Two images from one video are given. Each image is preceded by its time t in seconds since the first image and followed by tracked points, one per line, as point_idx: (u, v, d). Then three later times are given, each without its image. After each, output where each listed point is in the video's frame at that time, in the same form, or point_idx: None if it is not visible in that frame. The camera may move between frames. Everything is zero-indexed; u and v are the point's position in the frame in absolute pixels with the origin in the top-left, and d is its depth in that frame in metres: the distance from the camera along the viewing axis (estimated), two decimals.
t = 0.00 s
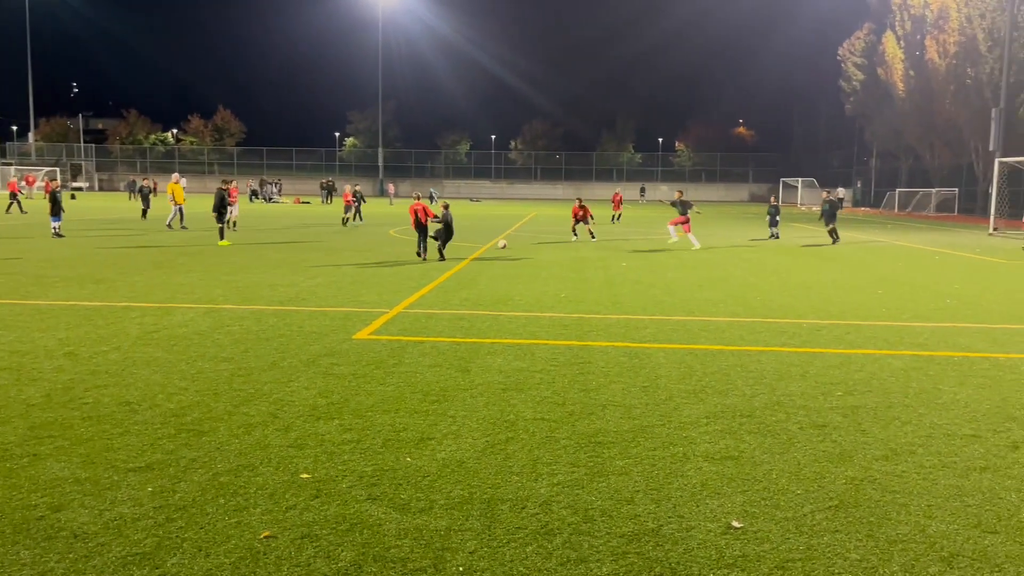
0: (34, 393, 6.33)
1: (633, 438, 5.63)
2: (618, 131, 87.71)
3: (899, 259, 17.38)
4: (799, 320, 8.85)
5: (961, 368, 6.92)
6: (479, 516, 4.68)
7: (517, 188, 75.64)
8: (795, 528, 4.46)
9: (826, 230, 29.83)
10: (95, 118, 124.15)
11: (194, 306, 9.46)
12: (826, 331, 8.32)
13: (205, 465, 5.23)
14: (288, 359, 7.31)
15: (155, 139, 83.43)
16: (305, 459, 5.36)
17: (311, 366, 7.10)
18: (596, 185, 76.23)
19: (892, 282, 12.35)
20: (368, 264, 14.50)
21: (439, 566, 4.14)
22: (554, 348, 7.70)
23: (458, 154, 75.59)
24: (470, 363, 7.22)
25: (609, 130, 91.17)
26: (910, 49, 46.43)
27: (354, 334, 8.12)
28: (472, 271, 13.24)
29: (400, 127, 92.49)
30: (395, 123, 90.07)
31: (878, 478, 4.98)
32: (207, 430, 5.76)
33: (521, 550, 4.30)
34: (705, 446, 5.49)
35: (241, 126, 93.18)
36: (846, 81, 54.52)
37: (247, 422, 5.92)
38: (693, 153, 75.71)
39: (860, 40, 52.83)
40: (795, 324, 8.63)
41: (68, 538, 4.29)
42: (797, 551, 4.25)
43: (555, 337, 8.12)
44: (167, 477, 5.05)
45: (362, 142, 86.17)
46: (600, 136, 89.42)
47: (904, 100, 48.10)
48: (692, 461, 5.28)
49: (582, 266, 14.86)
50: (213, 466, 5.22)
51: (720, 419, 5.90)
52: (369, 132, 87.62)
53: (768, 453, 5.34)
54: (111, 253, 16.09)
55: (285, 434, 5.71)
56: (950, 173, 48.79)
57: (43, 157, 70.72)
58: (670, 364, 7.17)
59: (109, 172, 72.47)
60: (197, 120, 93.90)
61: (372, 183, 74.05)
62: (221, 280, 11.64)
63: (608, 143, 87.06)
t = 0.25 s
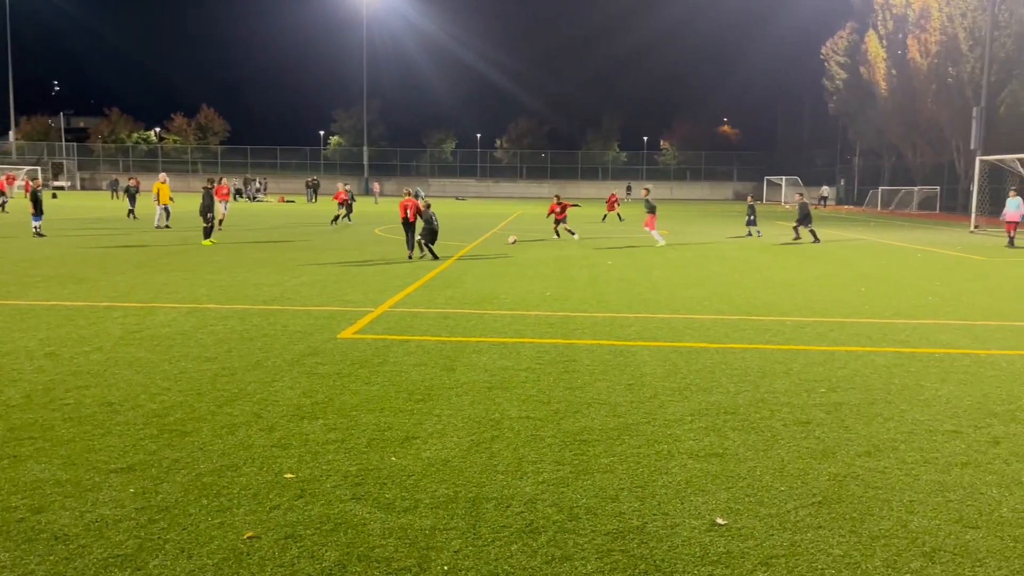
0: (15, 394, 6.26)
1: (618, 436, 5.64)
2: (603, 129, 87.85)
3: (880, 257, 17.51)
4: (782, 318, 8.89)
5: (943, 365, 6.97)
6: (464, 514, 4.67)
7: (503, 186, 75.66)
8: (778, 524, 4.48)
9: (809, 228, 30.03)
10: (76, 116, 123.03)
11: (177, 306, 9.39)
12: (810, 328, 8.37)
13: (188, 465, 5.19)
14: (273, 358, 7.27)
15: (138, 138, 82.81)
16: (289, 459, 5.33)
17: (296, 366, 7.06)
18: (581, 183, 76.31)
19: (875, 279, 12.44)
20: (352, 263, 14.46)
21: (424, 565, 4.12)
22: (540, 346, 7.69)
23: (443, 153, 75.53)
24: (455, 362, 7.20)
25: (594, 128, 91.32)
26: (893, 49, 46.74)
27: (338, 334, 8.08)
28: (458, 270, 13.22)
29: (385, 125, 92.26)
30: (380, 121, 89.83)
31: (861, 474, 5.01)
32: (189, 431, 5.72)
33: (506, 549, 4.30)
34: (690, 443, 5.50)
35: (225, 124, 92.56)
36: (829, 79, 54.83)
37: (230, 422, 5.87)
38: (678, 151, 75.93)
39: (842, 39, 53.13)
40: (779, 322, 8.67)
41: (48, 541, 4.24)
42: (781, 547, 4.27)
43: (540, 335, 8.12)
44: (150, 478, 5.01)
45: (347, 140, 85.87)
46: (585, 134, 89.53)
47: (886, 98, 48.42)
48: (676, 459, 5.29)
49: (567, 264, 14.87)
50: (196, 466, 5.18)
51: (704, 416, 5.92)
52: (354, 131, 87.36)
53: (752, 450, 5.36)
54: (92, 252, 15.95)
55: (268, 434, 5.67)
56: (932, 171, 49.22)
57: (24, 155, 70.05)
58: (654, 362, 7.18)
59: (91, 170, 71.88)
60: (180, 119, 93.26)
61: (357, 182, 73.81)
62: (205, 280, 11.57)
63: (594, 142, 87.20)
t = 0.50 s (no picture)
0: None
1: (601, 433, 5.65)
2: (586, 127, 87.99)
3: (859, 254, 17.66)
4: (762, 314, 8.96)
5: (921, 360, 7.05)
6: (447, 513, 4.66)
7: (485, 185, 75.66)
8: (760, 520, 4.51)
9: (789, 225, 30.22)
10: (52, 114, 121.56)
11: (157, 305, 9.30)
12: (790, 325, 8.43)
13: (167, 466, 5.14)
14: (254, 357, 7.22)
15: (116, 136, 81.94)
16: (270, 459, 5.29)
17: (277, 365, 7.02)
18: (563, 181, 76.48)
19: (854, 276, 12.56)
20: (333, 261, 14.40)
21: (406, 564, 4.11)
22: (522, 344, 7.70)
23: (425, 151, 75.36)
24: (437, 360, 7.19)
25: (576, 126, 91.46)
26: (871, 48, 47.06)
27: (320, 333, 8.04)
28: (440, 268, 13.21)
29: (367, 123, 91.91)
30: (362, 119, 89.45)
31: (842, 469, 5.05)
32: (169, 431, 5.66)
33: (489, 547, 4.29)
34: (672, 440, 5.52)
35: (204, 123, 91.74)
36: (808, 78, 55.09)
37: (211, 422, 5.83)
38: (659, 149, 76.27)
39: (822, 38, 53.46)
40: (759, 319, 8.73)
41: (26, 543, 4.19)
42: (762, 543, 4.29)
43: (523, 333, 8.12)
44: (129, 479, 4.96)
45: (328, 138, 85.43)
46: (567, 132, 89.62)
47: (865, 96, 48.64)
48: (658, 455, 5.32)
49: (548, 262, 14.88)
50: (176, 467, 5.13)
51: (686, 413, 5.94)
52: (335, 128, 86.92)
53: (733, 446, 5.40)
54: (69, 252, 15.76)
55: (249, 433, 5.64)
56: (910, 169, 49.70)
57: None
58: (637, 359, 7.20)
59: (68, 169, 71.15)
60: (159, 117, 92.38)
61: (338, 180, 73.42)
62: (185, 279, 11.47)
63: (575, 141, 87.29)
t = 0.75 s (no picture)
0: None
1: (585, 431, 5.65)
2: (569, 126, 88.01)
3: (840, 251, 17.81)
4: (745, 312, 9.01)
5: (901, 357, 7.11)
6: (430, 512, 4.64)
7: (468, 183, 75.71)
8: (743, 516, 4.53)
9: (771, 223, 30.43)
10: (30, 112, 120.19)
11: (137, 305, 9.22)
12: (772, 322, 8.49)
13: (149, 467, 5.09)
14: (236, 357, 7.17)
15: (95, 134, 81.17)
16: (253, 459, 5.25)
17: (259, 365, 6.97)
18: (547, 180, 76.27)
19: (835, 273, 12.65)
20: (316, 260, 14.32)
21: (390, 564, 4.09)
22: (506, 342, 7.69)
23: (408, 149, 75.19)
24: (421, 359, 7.16)
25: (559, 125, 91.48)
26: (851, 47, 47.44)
27: (302, 332, 7.99)
28: (423, 267, 13.18)
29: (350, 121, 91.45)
30: (344, 117, 89.00)
31: (824, 465, 5.09)
32: (150, 432, 5.61)
33: (473, 545, 4.28)
34: (656, 437, 5.54)
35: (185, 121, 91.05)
36: (789, 77, 55.53)
37: (192, 422, 5.78)
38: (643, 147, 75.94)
39: (803, 37, 53.86)
40: (742, 316, 8.78)
41: (3, 546, 4.13)
42: (745, 539, 4.32)
43: (507, 331, 8.12)
44: (109, 480, 4.90)
45: (310, 136, 85.04)
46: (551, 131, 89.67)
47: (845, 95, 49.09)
48: (642, 453, 5.32)
49: (532, 260, 14.88)
50: (158, 468, 5.09)
51: (670, 410, 5.96)
52: (317, 126, 86.40)
53: (716, 443, 5.42)
54: (46, 251, 15.59)
55: (231, 434, 5.59)
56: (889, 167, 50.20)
57: None
58: (620, 357, 7.22)
59: (47, 168, 70.44)
60: (139, 115, 91.55)
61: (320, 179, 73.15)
62: (167, 278, 11.38)
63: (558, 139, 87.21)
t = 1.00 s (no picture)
0: None
1: (564, 429, 5.65)
2: (547, 125, 88.08)
3: (815, 249, 17.98)
4: (723, 310, 9.06)
5: (877, 353, 7.19)
6: (410, 512, 4.62)
7: (446, 182, 75.63)
8: (721, 513, 4.55)
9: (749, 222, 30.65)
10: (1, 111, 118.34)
11: (112, 306, 9.09)
12: (750, 320, 8.55)
13: (124, 469, 5.03)
14: (213, 358, 7.09)
15: (69, 133, 80.03)
16: (230, 460, 5.20)
17: (236, 366, 6.90)
18: (526, 178, 76.94)
19: (812, 271, 12.76)
20: (294, 259, 14.21)
21: (369, 564, 4.06)
22: (485, 341, 7.68)
23: (387, 148, 74.93)
24: (400, 359, 7.13)
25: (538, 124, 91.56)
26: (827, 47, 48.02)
27: (280, 332, 7.93)
28: (402, 266, 13.14)
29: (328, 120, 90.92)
30: (322, 116, 88.44)
31: (801, 461, 5.13)
32: (125, 434, 5.53)
33: (453, 545, 4.27)
34: (635, 435, 5.55)
35: (161, 119, 90.09)
36: (765, 76, 56.07)
37: (168, 424, 5.71)
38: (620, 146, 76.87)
39: (779, 36, 54.34)
40: (720, 314, 8.83)
41: None
42: (723, 535, 4.34)
43: (487, 330, 8.11)
44: (83, 483, 4.82)
45: (287, 135, 84.42)
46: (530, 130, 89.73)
47: (821, 94, 49.63)
48: (621, 451, 5.34)
49: (511, 258, 14.88)
50: (133, 470, 5.02)
51: (649, 408, 5.98)
52: (295, 125, 85.74)
53: (695, 440, 5.45)
54: (17, 252, 15.34)
55: (208, 435, 5.53)
56: (864, 165, 50.80)
57: None
58: (600, 355, 7.24)
59: (19, 167, 69.39)
60: (114, 114, 90.46)
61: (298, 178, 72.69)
62: (142, 278, 11.23)
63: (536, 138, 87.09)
